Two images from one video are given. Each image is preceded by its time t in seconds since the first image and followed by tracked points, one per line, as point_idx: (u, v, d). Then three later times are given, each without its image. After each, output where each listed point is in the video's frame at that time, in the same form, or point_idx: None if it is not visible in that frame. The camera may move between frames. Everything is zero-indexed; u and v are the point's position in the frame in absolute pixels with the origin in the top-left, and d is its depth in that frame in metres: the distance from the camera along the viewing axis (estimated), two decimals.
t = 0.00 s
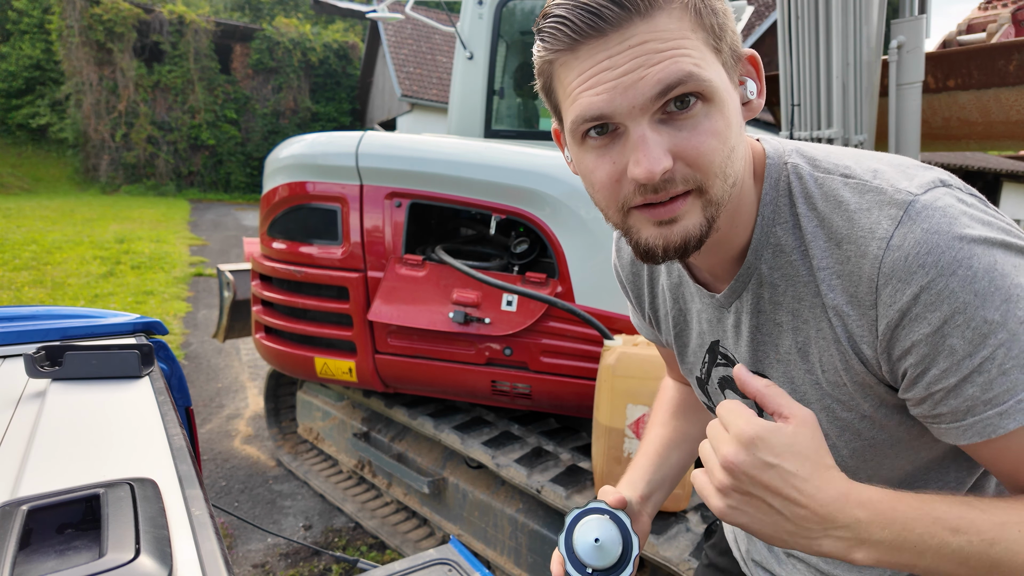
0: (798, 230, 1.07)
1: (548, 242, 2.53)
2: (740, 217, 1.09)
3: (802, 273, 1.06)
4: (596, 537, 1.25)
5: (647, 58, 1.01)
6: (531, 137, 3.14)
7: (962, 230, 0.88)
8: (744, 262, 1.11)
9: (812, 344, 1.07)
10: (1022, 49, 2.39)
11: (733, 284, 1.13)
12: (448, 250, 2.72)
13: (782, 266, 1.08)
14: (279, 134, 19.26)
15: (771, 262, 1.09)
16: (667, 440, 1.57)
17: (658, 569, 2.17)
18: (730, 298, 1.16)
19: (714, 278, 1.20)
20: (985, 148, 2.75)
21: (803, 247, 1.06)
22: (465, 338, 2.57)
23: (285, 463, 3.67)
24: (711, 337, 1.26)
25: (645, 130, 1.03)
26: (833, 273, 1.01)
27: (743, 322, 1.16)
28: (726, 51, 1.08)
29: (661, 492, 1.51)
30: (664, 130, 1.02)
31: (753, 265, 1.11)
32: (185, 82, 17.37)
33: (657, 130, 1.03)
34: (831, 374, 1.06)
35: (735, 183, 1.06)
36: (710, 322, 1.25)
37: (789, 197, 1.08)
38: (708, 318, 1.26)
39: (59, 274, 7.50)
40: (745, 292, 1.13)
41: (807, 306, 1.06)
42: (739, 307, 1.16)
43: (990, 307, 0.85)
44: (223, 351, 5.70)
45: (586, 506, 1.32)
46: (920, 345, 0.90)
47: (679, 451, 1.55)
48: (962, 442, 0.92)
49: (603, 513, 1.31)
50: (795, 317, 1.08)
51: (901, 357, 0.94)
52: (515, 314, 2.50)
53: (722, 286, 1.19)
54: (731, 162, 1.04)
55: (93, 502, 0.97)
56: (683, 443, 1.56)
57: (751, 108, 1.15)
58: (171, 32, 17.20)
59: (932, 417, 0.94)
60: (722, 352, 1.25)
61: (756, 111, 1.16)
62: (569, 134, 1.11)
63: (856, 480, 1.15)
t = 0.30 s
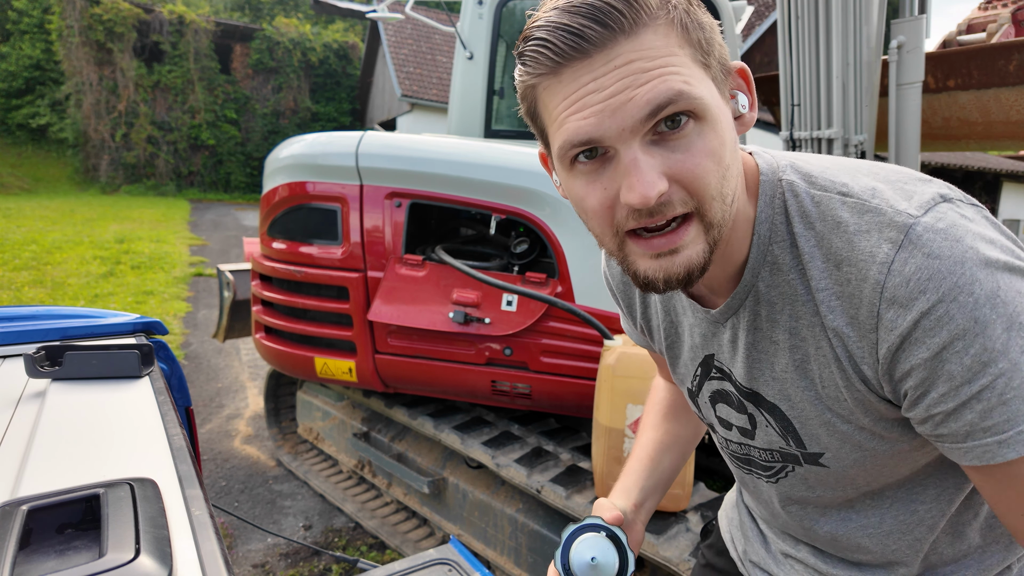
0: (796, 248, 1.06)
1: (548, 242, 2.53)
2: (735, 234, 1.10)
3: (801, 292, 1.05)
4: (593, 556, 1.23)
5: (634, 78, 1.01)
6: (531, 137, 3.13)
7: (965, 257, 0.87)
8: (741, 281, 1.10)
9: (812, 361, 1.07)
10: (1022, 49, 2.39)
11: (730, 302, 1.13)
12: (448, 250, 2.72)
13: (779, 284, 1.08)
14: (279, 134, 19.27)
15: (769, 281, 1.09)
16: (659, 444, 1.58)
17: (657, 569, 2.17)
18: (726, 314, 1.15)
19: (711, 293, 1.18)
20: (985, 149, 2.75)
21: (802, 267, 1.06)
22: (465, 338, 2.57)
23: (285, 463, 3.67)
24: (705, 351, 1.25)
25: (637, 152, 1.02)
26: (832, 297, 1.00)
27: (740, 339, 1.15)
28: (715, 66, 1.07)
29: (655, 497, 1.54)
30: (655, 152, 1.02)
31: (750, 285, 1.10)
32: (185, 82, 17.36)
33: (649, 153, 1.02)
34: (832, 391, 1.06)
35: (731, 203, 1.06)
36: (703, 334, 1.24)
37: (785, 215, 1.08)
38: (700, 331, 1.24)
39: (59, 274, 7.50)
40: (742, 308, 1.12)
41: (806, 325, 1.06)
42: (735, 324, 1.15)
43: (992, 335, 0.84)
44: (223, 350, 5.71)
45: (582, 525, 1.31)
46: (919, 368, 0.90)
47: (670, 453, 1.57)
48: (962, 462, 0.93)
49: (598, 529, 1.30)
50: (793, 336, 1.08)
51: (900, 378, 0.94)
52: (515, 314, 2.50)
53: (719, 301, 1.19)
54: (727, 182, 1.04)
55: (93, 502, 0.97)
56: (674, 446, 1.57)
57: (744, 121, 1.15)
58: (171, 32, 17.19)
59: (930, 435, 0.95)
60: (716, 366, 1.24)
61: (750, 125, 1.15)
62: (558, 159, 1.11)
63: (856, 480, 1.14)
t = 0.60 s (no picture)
0: (806, 268, 1.06)
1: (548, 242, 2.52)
2: (745, 258, 1.09)
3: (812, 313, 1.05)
4: None
5: (640, 85, 0.99)
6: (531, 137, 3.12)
7: (977, 276, 0.85)
8: (754, 298, 1.10)
9: (818, 385, 1.06)
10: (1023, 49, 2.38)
11: (740, 323, 1.12)
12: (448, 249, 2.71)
13: (790, 305, 1.07)
14: (279, 133, 19.26)
15: (780, 301, 1.08)
16: (656, 455, 1.57)
17: (657, 569, 2.16)
18: (734, 335, 1.15)
19: (719, 314, 1.20)
20: (986, 148, 2.74)
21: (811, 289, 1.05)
22: (465, 338, 2.57)
23: (284, 463, 3.66)
24: (712, 371, 1.25)
25: (639, 165, 1.01)
26: (842, 306, 0.98)
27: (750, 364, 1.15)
28: (725, 76, 1.07)
29: (655, 514, 1.54)
30: (660, 165, 1.01)
31: (762, 304, 1.09)
32: (184, 81, 17.34)
33: (653, 165, 1.01)
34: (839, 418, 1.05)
35: (736, 224, 1.05)
36: (708, 355, 1.24)
37: (797, 233, 1.07)
38: (705, 351, 1.25)
39: (57, 274, 7.49)
40: (753, 329, 1.12)
41: (815, 346, 1.05)
42: (746, 345, 1.15)
43: (981, 359, 0.81)
44: (222, 350, 5.70)
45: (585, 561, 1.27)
46: (902, 382, 0.89)
47: (668, 464, 1.56)
48: (908, 477, 0.92)
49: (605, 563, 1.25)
50: (802, 358, 1.07)
51: (887, 391, 0.92)
52: (515, 314, 2.49)
53: (726, 322, 1.20)
54: (734, 202, 1.04)
55: (92, 503, 0.96)
56: (671, 456, 1.57)
57: (756, 138, 1.15)
58: (170, 31, 17.17)
59: (893, 447, 0.94)
60: (723, 386, 1.24)
61: (761, 142, 1.15)
62: (557, 171, 1.10)
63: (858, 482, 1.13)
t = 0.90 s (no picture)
0: (811, 267, 1.05)
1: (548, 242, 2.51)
2: (746, 261, 1.09)
3: (817, 313, 1.04)
4: None
5: (637, 81, 0.99)
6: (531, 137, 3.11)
7: (986, 263, 0.84)
8: (756, 301, 1.09)
9: (823, 388, 1.06)
10: None
11: (741, 327, 1.12)
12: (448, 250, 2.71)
13: (793, 306, 1.07)
14: (279, 133, 19.25)
15: (782, 303, 1.07)
16: (648, 462, 1.57)
17: (657, 570, 2.15)
18: (734, 339, 1.15)
19: (718, 318, 1.19)
20: (986, 148, 2.73)
21: (816, 288, 1.05)
22: (465, 338, 2.56)
23: (284, 464, 3.65)
24: (711, 376, 1.25)
25: (637, 162, 1.01)
26: (847, 302, 0.98)
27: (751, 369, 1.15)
28: (726, 74, 1.06)
29: (651, 519, 1.54)
30: (657, 163, 1.00)
31: (764, 305, 1.09)
32: (183, 81, 17.33)
33: (650, 164, 1.01)
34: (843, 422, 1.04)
35: (738, 224, 1.05)
36: (706, 360, 1.24)
37: (800, 232, 1.07)
38: (703, 357, 1.24)
39: (56, 274, 7.48)
40: (754, 333, 1.11)
41: (820, 349, 1.05)
42: (746, 348, 1.14)
43: (989, 350, 0.81)
44: (222, 350, 5.69)
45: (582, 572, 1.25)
46: (909, 376, 0.88)
47: (660, 471, 1.56)
48: (915, 474, 0.92)
49: None
50: (806, 360, 1.07)
51: (893, 386, 0.92)
52: (515, 314, 2.49)
53: (724, 328, 1.19)
54: (737, 201, 1.03)
55: (92, 503, 0.96)
56: (663, 463, 1.57)
57: (757, 138, 1.14)
58: (170, 31, 17.16)
59: (900, 444, 0.93)
60: (723, 391, 1.24)
61: (763, 142, 1.14)
62: (552, 170, 1.10)
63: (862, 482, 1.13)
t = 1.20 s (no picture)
0: (815, 272, 1.05)
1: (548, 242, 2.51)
2: (748, 265, 1.09)
3: (818, 319, 1.04)
4: None
5: (641, 84, 0.99)
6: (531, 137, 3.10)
7: (992, 270, 0.84)
8: (757, 306, 1.09)
9: (824, 396, 1.06)
10: None
11: (741, 331, 1.12)
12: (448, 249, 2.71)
13: (794, 311, 1.07)
14: (279, 133, 19.25)
15: (784, 308, 1.08)
16: (647, 459, 1.57)
17: (658, 570, 2.15)
18: (734, 343, 1.15)
19: (719, 322, 1.19)
20: (986, 148, 2.73)
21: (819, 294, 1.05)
22: (465, 338, 2.56)
23: (284, 464, 3.65)
24: (709, 378, 1.25)
25: (640, 166, 1.01)
26: (852, 307, 0.98)
27: (750, 376, 1.15)
28: (732, 76, 1.06)
29: (649, 519, 1.54)
30: (661, 167, 1.00)
31: (766, 311, 1.09)
32: (183, 81, 17.33)
33: (653, 167, 1.01)
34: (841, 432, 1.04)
35: (744, 228, 1.05)
36: (706, 362, 1.24)
37: (803, 236, 1.07)
38: (703, 359, 1.24)
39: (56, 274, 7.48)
40: (755, 337, 1.12)
41: (822, 355, 1.05)
42: (746, 353, 1.14)
43: (994, 358, 0.81)
44: (222, 350, 5.69)
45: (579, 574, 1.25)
46: (913, 383, 0.88)
47: (660, 468, 1.56)
48: (919, 482, 0.92)
49: None
50: (807, 366, 1.07)
51: (897, 391, 0.92)
52: (515, 314, 2.49)
53: (722, 332, 1.20)
54: (743, 205, 1.03)
55: (92, 503, 0.96)
56: (663, 461, 1.57)
57: (763, 140, 1.14)
58: (170, 31, 17.16)
59: (903, 451, 0.94)
60: (721, 395, 1.23)
61: (769, 144, 1.14)
62: (553, 171, 1.10)
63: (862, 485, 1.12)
